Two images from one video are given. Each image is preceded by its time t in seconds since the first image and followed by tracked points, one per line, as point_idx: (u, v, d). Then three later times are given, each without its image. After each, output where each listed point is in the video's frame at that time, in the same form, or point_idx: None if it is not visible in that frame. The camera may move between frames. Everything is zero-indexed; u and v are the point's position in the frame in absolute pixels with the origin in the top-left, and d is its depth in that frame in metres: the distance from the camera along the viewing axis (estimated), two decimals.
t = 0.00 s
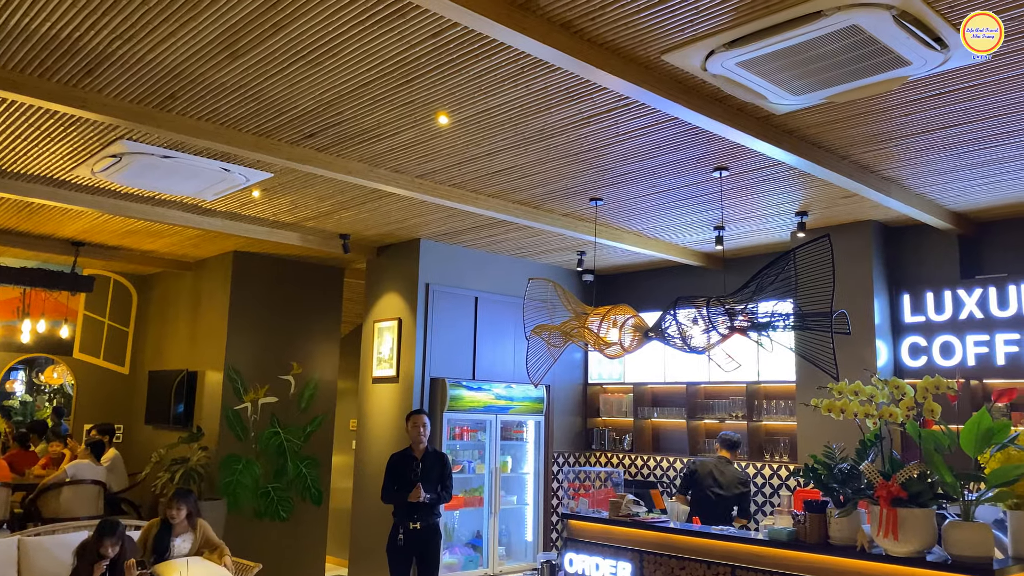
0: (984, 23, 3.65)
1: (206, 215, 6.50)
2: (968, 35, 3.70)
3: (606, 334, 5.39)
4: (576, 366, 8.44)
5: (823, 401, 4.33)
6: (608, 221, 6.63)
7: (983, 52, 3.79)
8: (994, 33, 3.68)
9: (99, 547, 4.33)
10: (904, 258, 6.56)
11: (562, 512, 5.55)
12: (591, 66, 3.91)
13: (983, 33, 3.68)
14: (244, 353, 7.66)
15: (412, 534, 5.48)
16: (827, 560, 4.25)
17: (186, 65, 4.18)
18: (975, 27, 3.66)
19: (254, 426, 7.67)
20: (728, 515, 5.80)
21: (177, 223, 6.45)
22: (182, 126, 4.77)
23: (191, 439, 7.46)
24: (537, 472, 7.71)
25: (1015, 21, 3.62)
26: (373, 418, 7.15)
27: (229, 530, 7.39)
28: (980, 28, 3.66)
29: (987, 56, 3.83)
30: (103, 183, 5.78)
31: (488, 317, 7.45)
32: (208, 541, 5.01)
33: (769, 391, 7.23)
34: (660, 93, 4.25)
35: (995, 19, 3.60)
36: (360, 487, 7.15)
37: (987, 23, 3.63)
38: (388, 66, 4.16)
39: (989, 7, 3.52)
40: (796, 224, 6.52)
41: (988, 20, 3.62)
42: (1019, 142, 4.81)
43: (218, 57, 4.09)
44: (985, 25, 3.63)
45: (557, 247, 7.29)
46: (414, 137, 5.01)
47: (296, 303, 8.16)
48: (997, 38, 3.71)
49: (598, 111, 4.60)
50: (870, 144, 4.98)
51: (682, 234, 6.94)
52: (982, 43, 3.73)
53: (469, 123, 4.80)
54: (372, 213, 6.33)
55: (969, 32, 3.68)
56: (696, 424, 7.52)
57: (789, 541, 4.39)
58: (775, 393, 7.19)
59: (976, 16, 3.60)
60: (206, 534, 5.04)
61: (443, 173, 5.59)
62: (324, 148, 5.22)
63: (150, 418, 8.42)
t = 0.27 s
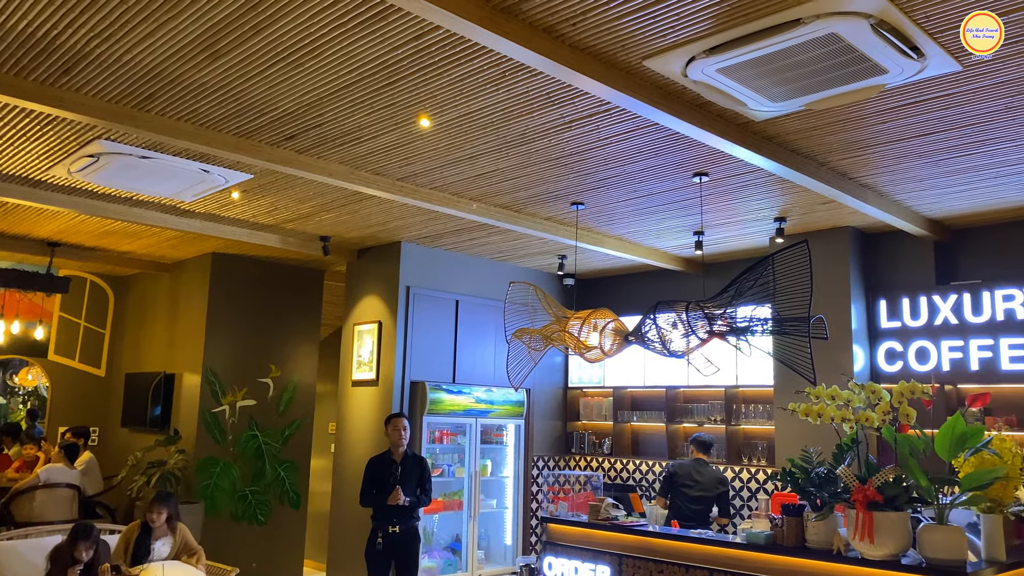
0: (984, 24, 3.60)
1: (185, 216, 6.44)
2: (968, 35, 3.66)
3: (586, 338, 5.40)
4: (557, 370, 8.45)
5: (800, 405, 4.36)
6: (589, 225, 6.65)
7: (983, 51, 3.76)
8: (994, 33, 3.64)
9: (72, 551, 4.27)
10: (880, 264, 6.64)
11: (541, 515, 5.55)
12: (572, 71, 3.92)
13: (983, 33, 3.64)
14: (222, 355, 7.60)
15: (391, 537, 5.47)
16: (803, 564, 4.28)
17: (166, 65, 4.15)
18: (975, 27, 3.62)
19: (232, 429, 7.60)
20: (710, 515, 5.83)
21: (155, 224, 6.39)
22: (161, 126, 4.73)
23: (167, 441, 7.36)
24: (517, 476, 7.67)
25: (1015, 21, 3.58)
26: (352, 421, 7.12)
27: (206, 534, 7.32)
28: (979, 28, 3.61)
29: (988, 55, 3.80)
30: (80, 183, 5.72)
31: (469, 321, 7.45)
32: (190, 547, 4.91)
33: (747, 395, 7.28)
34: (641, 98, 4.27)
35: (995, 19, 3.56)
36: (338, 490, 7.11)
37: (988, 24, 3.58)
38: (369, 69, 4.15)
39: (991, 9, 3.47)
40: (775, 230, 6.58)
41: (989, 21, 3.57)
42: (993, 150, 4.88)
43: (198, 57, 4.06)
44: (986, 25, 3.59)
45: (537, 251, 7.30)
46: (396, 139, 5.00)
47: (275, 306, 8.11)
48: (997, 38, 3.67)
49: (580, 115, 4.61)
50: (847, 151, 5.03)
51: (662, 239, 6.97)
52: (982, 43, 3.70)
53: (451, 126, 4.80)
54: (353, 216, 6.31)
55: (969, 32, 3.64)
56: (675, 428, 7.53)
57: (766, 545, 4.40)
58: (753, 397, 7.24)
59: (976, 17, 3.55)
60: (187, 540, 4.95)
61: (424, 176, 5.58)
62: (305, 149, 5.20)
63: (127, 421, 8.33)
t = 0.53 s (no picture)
0: (984, 24, 3.56)
1: (166, 216, 6.38)
2: (968, 35, 3.63)
3: (570, 341, 5.40)
4: (540, 372, 8.44)
5: (782, 408, 4.38)
6: (573, 228, 6.66)
7: (983, 51, 3.72)
8: (994, 32, 3.60)
9: (49, 553, 4.21)
10: (861, 269, 6.69)
11: (524, 518, 5.55)
12: (558, 74, 3.92)
13: (983, 33, 3.60)
14: (203, 357, 7.54)
15: (372, 540, 5.44)
16: (783, 566, 4.30)
17: (148, 64, 4.11)
18: (976, 27, 3.58)
19: (213, 431, 7.54)
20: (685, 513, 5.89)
21: (136, 224, 6.32)
22: (143, 125, 4.69)
23: (147, 444, 7.29)
24: (500, 479, 7.69)
25: (1016, 21, 3.54)
26: (334, 424, 7.08)
27: (185, 537, 7.26)
28: (980, 28, 3.57)
29: (988, 55, 3.77)
30: (60, 182, 5.65)
31: (452, 323, 7.43)
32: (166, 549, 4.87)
33: (729, 398, 7.33)
34: (626, 102, 4.28)
35: (995, 19, 3.52)
36: (320, 493, 7.06)
37: (988, 24, 3.54)
38: (354, 70, 4.14)
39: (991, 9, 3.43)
40: (757, 234, 6.62)
41: (989, 20, 3.53)
42: (973, 157, 4.94)
43: (181, 56, 4.03)
44: (986, 25, 3.55)
45: (521, 253, 7.30)
46: (380, 140, 4.98)
47: (257, 307, 8.06)
48: (997, 37, 3.63)
49: (565, 118, 4.62)
50: (829, 156, 5.07)
51: (645, 243, 7.00)
52: (982, 42, 3.66)
53: (436, 128, 4.79)
54: (336, 217, 6.28)
55: (969, 31, 3.60)
56: (657, 431, 7.58)
57: (747, 547, 4.44)
58: (735, 401, 7.28)
59: (976, 17, 3.51)
60: (165, 542, 4.90)
61: (409, 177, 5.56)
62: (288, 150, 5.16)
63: (105, 423, 8.23)
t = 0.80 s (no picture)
0: (984, 24, 3.54)
1: (149, 216, 6.33)
2: (968, 35, 3.61)
3: (555, 343, 5.41)
4: (525, 374, 8.44)
5: (766, 411, 4.40)
6: (559, 230, 6.66)
7: (983, 51, 3.71)
8: (994, 33, 3.58)
9: (28, 555, 4.16)
10: (844, 273, 6.74)
11: (508, 520, 5.54)
12: (545, 76, 3.92)
13: (983, 33, 3.58)
14: (186, 358, 7.49)
15: (355, 542, 5.43)
16: (768, 569, 4.31)
17: (132, 61, 4.08)
18: (976, 27, 3.56)
19: (195, 432, 7.48)
20: (659, 507, 5.95)
21: (119, 223, 6.26)
22: (127, 124, 4.65)
23: (128, 445, 7.22)
24: (484, 481, 7.68)
25: (1016, 22, 3.53)
26: (318, 425, 7.05)
27: (166, 539, 7.20)
28: (979, 28, 3.55)
29: (988, 55, 3.75)
30: (42, 180, 5.59)
31: (437, 325, 7.42)
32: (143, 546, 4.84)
33: (713, 401, 7.35)
34: (613, 105, 4.29)
35: (996, 19, 3.50)
36: (303, 494, 7.03)
37: (988, 24, 3.53)
38: (341, 69, 4.12)
39: (991, 9, 3.41)
40: (742, 238, 6.65)
41: (989, 20, 3.52)
42: (955, 162, 4.98)
43: (166, 55, 4.00)
44: (986, 25, 3.53)
45: (507, 255, 7.29)
46: (365, 141, 4.96)
47: (241, 308, 8.02)
48: (997, 38, 3.62)
49: (551, 121, 4.62)
50: (814, 161, 5.11)
51: (630, 245, 7.01)
52: (981, 43, 3.64)
53: (422, 129, 4.78)
54: (321, 217, 6.25)
55: (969, 32, 3.58)
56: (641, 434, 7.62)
57: (731, 549, 4.47)
58: (718, 403, 7.32)
59: (976, 17, 3.49)
60: (143, 540, 4.88)
61: (395, 178, 5.54)
62: (273, 150, 5.14)
63: (86, 423, 8.15)
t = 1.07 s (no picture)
0: (984, 24, 3.51)
1: (132, 214, 6.27)
2: (968, 35, 3.58)
3: (541, 344, 5.40)
4: (510, 375, 8.43)
5: (750, 412, 4.41)
6: (545, 232, 6.66)
7: (983, 50, 3.68)
8: (994, 32, 3.55)
9: (7, 557, 4.12)
10: (828, 276, 6.78)
11: (492, 521, 5.54)
12: (531, 77, 3.92)
13: (983, 33, 3.55)
14: (169, 358, 7.43)
15: (338, 543, 5.42)
16: (750, 569, 4.34)
17: (115, 58, 4.04)
18: (975, 27, 3.53)
19: (177, 433, 7.43)
20: (634, 502, 5.96)
21: (101, 222, 6.20)
22: (110, 122, 4.61)
23: (109, 445, 7.15)
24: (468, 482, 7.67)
25: (1017, 21, 3.49)
26: (302, 426, 7.02)
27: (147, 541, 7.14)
28: (980, 28, 3.52)
29: (988, 54, 3.72)
30: (23, 178, 5.53)
31: (423, 325, 7.40)
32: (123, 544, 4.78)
33: (697, 402, 7.38)
34: (599, 107, 4.30)
35: (996, 19, 3.47)
36: (286, 495, 6.99)
37: (988, 24, 3.49)
38: (326, 68, 4.10)
39: (991, 9, 3.38)
40: (726, 240, 6.69)
41: (989, 20, 3.48)
42: (938, 166, 5.02)
43: (150, 52, 3.97)
44: (986, 25, 3.50)
45: (493, 256, 7.29)
46: (351, 140, 4.94)
47: (225, 307, 7.98)
48: (997, 37, 3.58)
49: (538, 122, 4.62)
50: (798, 164, 5.13)
51: (616, 247, 7.02)
52: (981, 42, 3.61)
53: (408, 129, 4.77)
54: (306, 217, 6.22)
55: (969, 32, 3.54)
56: (626, 434, 7.64)
57: (714, 550, 4.49)
58: (703, 404, 7.34)
59: (976, 17, 3.46)
60: (125, 540, 4.81)
61: (380, 178, 5.52)
62: (258, 149, 5.11)
63: (67, 424, 8.06)
